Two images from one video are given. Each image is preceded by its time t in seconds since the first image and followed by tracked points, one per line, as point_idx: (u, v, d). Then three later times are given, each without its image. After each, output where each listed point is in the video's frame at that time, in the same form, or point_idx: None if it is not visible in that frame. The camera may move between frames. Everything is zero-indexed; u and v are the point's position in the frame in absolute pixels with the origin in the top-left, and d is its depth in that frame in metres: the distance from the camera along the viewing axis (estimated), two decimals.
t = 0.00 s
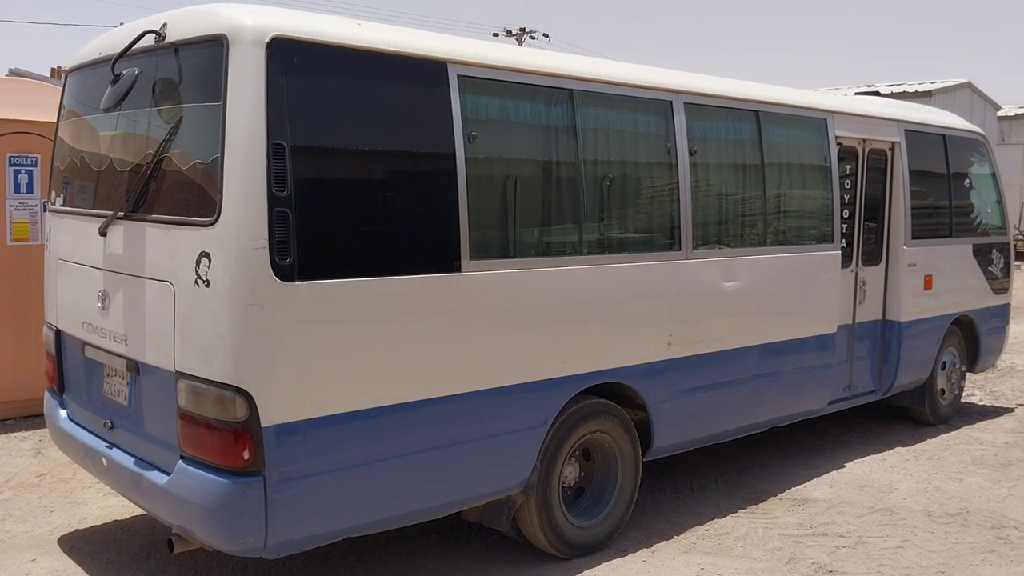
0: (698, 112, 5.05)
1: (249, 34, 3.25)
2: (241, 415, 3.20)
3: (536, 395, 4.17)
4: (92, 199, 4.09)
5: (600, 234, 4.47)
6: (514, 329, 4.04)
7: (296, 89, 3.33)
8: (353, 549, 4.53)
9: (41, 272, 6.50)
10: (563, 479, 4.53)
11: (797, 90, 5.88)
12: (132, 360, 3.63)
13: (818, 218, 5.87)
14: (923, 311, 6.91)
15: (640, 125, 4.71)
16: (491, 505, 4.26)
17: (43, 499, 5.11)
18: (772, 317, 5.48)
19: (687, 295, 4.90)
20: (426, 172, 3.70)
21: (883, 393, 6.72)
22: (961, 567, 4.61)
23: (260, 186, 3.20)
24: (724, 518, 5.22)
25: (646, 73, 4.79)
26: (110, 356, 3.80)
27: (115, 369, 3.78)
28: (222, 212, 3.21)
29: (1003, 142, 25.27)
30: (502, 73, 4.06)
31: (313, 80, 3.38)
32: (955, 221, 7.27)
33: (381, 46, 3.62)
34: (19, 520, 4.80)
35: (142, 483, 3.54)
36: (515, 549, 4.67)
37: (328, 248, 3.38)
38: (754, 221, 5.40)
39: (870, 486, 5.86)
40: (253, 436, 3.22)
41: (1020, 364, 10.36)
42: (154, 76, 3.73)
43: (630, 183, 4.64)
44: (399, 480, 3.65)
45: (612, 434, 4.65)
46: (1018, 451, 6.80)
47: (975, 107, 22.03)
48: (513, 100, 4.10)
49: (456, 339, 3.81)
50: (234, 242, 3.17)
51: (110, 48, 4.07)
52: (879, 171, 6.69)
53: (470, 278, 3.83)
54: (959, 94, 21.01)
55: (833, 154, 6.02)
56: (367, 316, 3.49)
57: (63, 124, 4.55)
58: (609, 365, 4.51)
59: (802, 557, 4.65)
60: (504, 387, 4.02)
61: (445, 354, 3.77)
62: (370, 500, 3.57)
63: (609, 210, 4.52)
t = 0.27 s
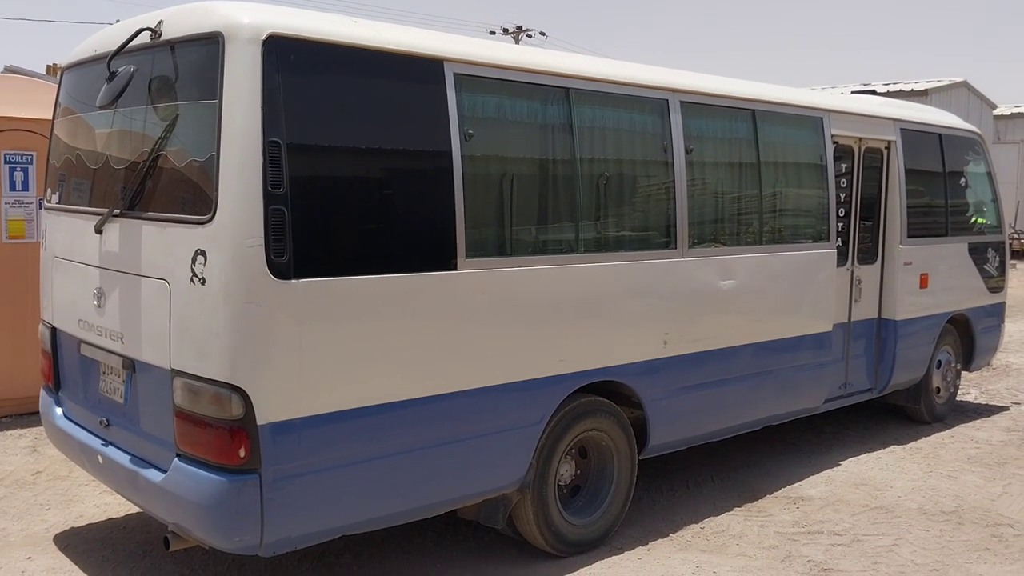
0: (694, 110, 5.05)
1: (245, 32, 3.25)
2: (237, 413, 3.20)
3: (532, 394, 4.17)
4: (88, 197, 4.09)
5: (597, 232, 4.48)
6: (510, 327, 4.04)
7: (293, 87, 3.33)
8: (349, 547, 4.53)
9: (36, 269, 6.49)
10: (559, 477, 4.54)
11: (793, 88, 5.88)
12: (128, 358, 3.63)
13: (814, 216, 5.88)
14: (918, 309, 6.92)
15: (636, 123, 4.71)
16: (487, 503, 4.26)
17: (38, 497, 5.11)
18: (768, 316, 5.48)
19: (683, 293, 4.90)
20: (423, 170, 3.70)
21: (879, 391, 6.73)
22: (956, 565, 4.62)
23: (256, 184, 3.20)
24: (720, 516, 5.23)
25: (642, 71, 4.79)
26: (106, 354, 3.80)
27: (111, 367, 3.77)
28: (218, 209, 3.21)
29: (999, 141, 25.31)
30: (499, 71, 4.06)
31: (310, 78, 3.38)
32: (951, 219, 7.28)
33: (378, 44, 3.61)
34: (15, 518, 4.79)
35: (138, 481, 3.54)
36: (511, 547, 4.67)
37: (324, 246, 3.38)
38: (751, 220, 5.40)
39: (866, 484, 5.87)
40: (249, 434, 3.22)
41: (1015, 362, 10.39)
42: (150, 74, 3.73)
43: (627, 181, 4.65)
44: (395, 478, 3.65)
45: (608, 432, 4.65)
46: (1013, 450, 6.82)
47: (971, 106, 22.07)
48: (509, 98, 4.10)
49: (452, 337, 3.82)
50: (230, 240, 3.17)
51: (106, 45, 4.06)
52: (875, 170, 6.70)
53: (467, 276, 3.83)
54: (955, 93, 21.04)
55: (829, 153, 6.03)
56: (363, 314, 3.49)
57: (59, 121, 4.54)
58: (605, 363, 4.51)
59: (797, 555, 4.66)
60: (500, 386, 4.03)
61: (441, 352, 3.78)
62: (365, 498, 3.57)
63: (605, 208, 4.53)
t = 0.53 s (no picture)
0: (691, 109, 5.06)
1: (242, 30, 3.25)
2: (234, 411, 3.20)
3: (528, 392, 4.18)
4: (85, 195, 4.09)
5: (593, 231, 4.48)
6: (506, 326, 4.05)
7: (289, 86, 3.33)
8: (346, 546, 4.53)
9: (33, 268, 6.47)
10: (555, 475, 4.55)
11: (789, 88, 5.89)
12: (124, 356, 3.63)
13: (810, 216, 5.89)
14: (914, 308, 6.94)
15: (633, 123, 4.71)
16: (483, 502, 4.27)
17: (35, 495, 5.11)
18: (764, 315, 5.50)
19: (679, 292, 4.91)
20: (419, 169, 3.70)
21: (874, 390, 6.75)
22: (951, 564, 4.63)
23: (253, 183, 3.20)
24: (715, 515, 5.24)
25: (639, 70, 4.80)
26: (103, 353, 3.80)
27: (107, 366, 3.77)
28: (214, 208, 3.21)
29: (994, 141, 25.36)
30: (495, 70, 4.06)
31: (306, 77, 3.38)
32: (947, 219, 7.30)
33: (374, 43, 3.61)
34: (11, 517, 4.79)
35: (135, 479, 3.54)
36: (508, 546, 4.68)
37: (321, 245, 3.38)
38: (747, 219, 5.41)
39: (861, 483, 5.89)
40: (245, 433, 3.22)
41: (1010, 361, 10.42)
42: (147, 72, 3.72)
43: (623, 180, 4.65)
44: (391, 477, 3.66)
45: (604, 430, 4.66)
46: (1008, 449, 6.84)
47: (967, 106, 22.11)
48: (506, 97, 4.11)
49: (449, 335, 3.82)
50: (226, 238, 3.17)
51: (103, 44, 4.06)
52: (871, 169, 6.72)
53: (463, 275, 3.84)
54: (951, 92, 21.08)
55: (825, 152, 6.04)
56: (359, 313, 3.50)
57: (55, 120, 4.54)
58: (602, 362, 4.52)
59: (793, 554, 4.67)
60: (497, 384, 4.03)
61: (437, 351, 3.78)
62: (362, 496, 3.58)
63: (602, 207, 4.53)
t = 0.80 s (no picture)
0: (687, 108, 5.06)
1: (238, 28, 3.24)
2: (230, 410, 3.20)
3: (525, 391, 4.18)
4: (80, 194, 4.08)
5: (590, 230, 4.48)
6: (503, 325, 4.05)
7: (285, 84, 3.32)
8: (342, 545, 4.53)
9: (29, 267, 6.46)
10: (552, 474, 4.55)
11: (786, 86, 5.89)
12: (120, 355, 3.62)
13: (807, 215, 5.90)
14: (910, 307, 6.94)
15: (630, 121, 4.71)
16: (480, 501, 4.27)
17: (30, 494, 5.10)
18: (761, 314, 5.50)
19: (676, 291, 4.91)
20: (416, 167, 3.70)
21: (871, 389, 6.75)
22: (947, 562, 4.64)
23: (249, 181, 3.19)
24: (712, 513, 5.24)
25: (635, 69, 4.80)
26: (99, 352, 3.79)
27: (103, 364, 3.77)
28: (210, 207, 3.21)
29: (991, 140, 25.39)
30: (492, 69, 4.06)
31: (302, 75, 3.37)
32: (943, 218, 7.31)
33: (371, 41, 3.61)
34: (6, 516, 4.78)
35: (131, 478, 3.54)
36: (504, 544, 4.68)
37: (317, 243, 3.37)
38: (744, 218, 5.41)
39: (858, 481, 5.89)
40: (241, 432, 3.22)
41: (1006, 360, 10.44)
42: (143, 71, 3.72)
43: (620, 179, 4.65)
44: (388, 475, 3.66)
45: (601, 429, 4.66)
46: (1004, 447, 6.85)
47: (963, 105, 22.15)
48: (503, 96, 4.11)
49: (445, 334, 3.82)
50: (222, 237, 3.16)
51: (98, 42, 4.05)
52: (867, 168, 6.73)
53: (460, 274, 3.84)
54: (948, 91, 21.11)
55: (821, 151, 6.04)
56: (355, 311, 3.49)
57: (51, 118, 4.53)
58: (598, 360, 4.52)
59: (789, 552, 4.67)
60: (493, 383, 4.03)
61: (434, 350, 3.78)
62: (358, 495, 3.57)
63: (599, 205, 4.53)
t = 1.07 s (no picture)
0: (686, 107, 5.06)
1: (236, 27, 3.24)
2: (228, 409, 3.20)
3: (523, 390, 4.18)
4: (79, 193, 4.07)
5: (588, 229, 4.49)
6: (501, 324, 4.05)
7: (284, 83, 3.32)
8: (340, 544, 4.53)
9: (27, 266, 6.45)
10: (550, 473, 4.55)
11: (784, 85, 5.90)
12: (119, 354, 3.62)
13: (805, 214, 5.90)
14: (909, 306, 6.95)
15: (628, 120, 4.72)
16: (478, 500, 4.27)
17: (29, 493, 5.09)
18: (759, 313, 5.50)
19: (674, 290, 4.91)
20: (414, 166, 3.70)
21: (869, 388, 6.76)
22: (945, 561, 4.65)
23: (247, 180, 3.19)
24: (710, 512, 5.25)
25: (634, 68, 4.80)
26: (97, 351, 3.79)
27: (101, 363, 3.76)
28: (209, 206, 3.20)
29: (989, 139, 25.41)
30: (491, 68, 4.06)
31: (301, 74, 3.37)
32: (941, 217, 7.31)
33: (369, 40, 3.61)
34: (4, 515, 4.78)
35: (129, 477, 3.53)
36: (503, 543, 4.68)
37: (316, 242, 3.37)
38: (742, 217, 5.42)
39: (856, 480, 5.90)
40: (240, 431, 3.22)
41: (1004, 359, 10.45)
42: (141, 69, 3.71)
43: (619, 178, 4.65)
44: (386, 474, 3.66)
45: (599, 428, 4.66)
46: (1002, 446, 6.86)
47: (961, 104, 22.17)
48: (501, 95, 4.11)
49: (443, 333, 3.82)
50: (221, 236, 3.16)
51: (97, 41, 4.05)
52: (866, 167, 6.73)
53: (458, 273, 3.84)
54: (946, 90, 21.13)
55: (820, 150, 6.05)
56: (354, 311, 3.49)
57: (49, 117, 4.52)
58: (597, 359, 4.52)
59: (787, 551, 4.68)
60: (492, 383, 4.03)
61: (432, 349, 3.78)
62: (357, 494, 3.57)
63: (597, 204, 4.54)
